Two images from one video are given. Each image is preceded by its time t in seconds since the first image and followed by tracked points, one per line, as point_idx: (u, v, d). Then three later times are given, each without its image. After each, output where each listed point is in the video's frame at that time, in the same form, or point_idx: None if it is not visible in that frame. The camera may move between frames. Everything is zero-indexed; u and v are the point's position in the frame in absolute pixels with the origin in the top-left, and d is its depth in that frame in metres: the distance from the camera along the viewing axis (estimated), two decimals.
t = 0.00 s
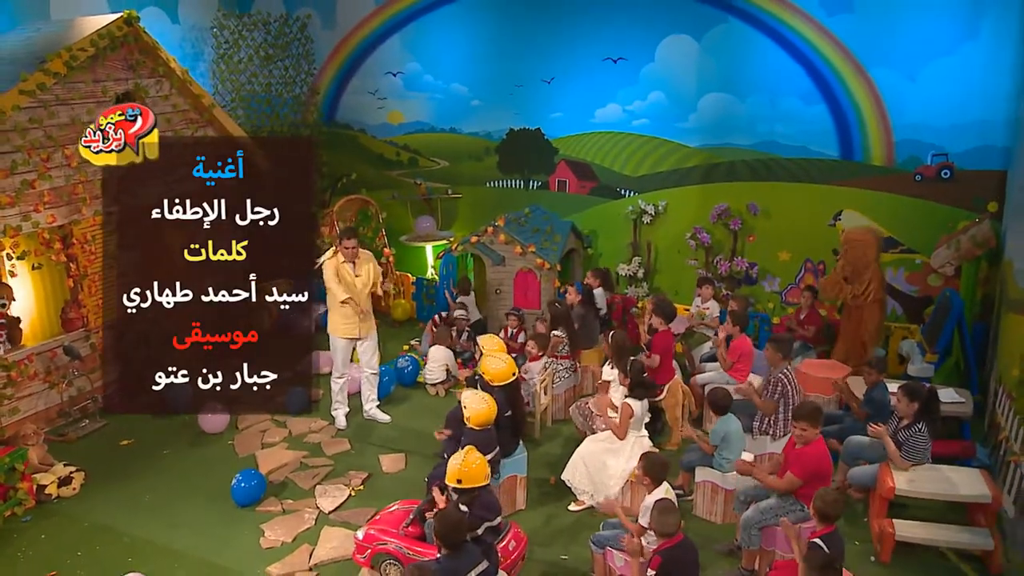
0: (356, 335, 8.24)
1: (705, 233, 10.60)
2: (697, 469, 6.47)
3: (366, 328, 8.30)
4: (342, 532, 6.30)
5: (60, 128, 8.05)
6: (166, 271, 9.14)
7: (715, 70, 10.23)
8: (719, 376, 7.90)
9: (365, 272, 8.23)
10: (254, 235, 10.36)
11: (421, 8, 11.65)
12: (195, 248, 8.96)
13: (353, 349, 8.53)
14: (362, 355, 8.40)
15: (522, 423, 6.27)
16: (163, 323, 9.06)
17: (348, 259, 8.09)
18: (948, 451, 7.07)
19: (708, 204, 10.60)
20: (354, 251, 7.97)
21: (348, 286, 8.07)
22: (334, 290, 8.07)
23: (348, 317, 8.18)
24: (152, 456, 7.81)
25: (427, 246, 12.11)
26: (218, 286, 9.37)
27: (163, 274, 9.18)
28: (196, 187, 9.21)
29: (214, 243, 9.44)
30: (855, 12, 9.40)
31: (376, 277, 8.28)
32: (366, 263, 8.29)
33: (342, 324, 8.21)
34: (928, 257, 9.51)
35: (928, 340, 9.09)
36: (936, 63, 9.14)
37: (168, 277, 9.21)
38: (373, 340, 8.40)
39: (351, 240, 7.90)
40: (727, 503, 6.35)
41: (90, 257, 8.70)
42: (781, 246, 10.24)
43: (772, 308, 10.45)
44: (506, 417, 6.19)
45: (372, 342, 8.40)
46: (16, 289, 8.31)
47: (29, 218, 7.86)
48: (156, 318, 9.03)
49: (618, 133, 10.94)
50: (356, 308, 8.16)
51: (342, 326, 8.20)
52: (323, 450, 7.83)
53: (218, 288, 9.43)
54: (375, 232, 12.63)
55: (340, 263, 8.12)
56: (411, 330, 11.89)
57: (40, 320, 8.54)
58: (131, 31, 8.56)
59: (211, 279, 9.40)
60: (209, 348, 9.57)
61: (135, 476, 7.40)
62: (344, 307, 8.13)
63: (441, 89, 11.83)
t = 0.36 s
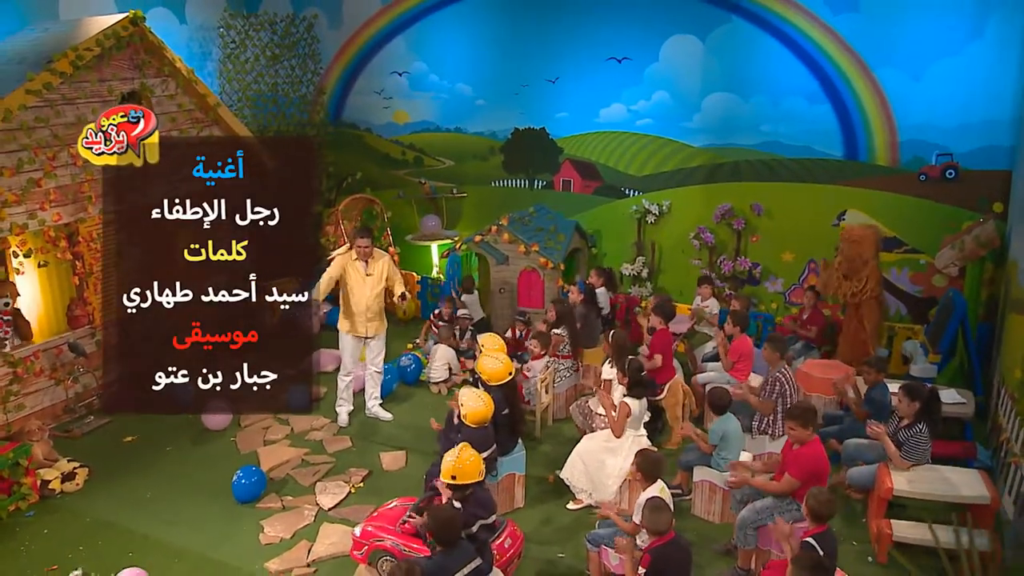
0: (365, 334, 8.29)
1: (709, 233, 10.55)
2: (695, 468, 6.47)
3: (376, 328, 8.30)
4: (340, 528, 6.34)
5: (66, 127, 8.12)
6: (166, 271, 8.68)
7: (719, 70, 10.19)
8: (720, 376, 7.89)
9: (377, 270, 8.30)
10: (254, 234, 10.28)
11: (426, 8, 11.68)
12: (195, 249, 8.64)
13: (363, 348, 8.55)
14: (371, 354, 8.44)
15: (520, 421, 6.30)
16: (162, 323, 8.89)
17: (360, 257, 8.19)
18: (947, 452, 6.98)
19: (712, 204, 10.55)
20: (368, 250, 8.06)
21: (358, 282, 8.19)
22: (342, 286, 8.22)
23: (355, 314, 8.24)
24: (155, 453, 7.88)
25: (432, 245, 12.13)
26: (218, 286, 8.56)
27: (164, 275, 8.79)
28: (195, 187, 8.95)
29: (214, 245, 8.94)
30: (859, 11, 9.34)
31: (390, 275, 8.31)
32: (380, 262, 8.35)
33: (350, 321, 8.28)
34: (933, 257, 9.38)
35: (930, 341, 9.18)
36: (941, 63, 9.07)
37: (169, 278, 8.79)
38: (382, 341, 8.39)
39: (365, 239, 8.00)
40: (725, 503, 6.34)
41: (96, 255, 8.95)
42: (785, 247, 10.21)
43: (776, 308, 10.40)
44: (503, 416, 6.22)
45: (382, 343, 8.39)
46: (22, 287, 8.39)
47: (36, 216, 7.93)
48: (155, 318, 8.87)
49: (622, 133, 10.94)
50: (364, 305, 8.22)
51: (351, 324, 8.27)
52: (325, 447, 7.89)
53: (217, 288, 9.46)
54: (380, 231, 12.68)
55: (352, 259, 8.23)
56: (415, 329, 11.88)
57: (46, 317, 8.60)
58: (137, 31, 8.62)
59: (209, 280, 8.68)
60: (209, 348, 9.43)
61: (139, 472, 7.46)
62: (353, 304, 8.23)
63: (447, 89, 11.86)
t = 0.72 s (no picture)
0: (368, 333, 8.32)
1: (712, 233, 10.52)
2: (692, 467, 6.48)
3: (377, 326, 8.37)
4: (339, 525, 6.40)
5: (72, 126, 8.18)
6: (166, 271, 9.00)
7: (722, 70, 10.15)
8: (720, 375, 7.90)
9: (380, 270, 8.30)
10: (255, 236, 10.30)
11: (430, 8, 11.70)
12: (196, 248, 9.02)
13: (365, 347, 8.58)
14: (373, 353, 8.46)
15: (518, 419, 6.32)
16: (162, 323, 9.05)
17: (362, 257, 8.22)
18: (945, 452, 6.90)
19: (715, 203, 10.52)
20: (372, 250, 8.11)
21: (359, 281, 8.22)
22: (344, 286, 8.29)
23: (356, 313, 8.25)
24: (158, 449, 7.95)
25: (437, 244, 12.17)
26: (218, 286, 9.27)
27: (163, 275, 9.05)
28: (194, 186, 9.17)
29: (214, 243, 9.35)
30: (862, 11, 9.27)
31: (392, 275, 8.33)
32: (381, 262, 8.35)
33: (352, 320, 8.30)
34: (936, 257, 9.33)
35: (934, 340, 9.09)
36: (945, 62, 9.01)
37: (169, 278, 9.06)
38: (384, 340, 8.46)
39: (369, 239, 8.04)
40: (723, 501, 6.35)
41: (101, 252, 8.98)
42: (787, 247, 10.18)
43: (779, 308, 10.33)
44: (501, 414, 6.25)
45: (383, 342, 8.45)
46: (29, 285, 8.38)
47: (41, 215, 8.01)
48: (156, 318, 9.06)
49: (626, 132, 10.92)
50: (366, 305, 8.23)
51: (354, 323, 8.30)
52: (325, 445, 7.93)
53: (217, 287, 9.42)
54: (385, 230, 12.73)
55: (354, 260, 8.27)
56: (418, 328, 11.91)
57: (53, 313, 8.60)
58: (142, 31, 8.68)
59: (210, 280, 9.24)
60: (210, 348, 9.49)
61: (142, 468, 7.54)
62: (355, 303, 8.26)
63: (451, 88, 11.89)
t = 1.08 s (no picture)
0: (366, 336, 8.28)
1: (716, 233, 10.49)
2: (692, 467, 6.48)
3: (375, 328, 8.35)
4: (339, 522, 6.45)
5: (79, 126, 8.25)
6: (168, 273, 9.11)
7: (727, 70, 10.09)
8: (721, 375, 7.91)
9: (373, 271, 8.30)
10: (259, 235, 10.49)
11: (438, 8, 11.72)
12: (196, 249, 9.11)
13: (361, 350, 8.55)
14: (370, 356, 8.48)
15: (518, 416, 6.36)
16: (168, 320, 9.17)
17: (355, 259, 8.17)
18: (944, 454, 6.80)
19: (720, 203, 10.48)
20: (363, 249, 8.07)
21: (355, 285, 8.15)
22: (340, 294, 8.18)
23: (358, 316, 8.19)
24: (162, 446, 8.03)
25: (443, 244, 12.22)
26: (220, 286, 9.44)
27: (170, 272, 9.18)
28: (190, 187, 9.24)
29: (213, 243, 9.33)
30: (868, 10, 9.15)
31: (384, 275, 8.35)
32: (373, 263, 8.34)
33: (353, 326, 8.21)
34: (941, 258, 9.23)
35: (936, 341, 8.96)
36: (951, 61, 8.85)
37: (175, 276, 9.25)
38: (381, 340, 8.47)
39: (360, 238, 7.99)
40: (721, 502, 6.35)
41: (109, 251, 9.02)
42: (791, 247, 10.10)
43: (783, 309, 10.26)
44: (500, 413, 6.30)
45: (380, 342, 8.47)
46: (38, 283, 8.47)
47: (49, 213, 8.09)
48: (163, 317, 9.24)
49: (631, 132, 10.89)
50: (365, 308, 8.21)
51: (352, 328, 8.22)
52: (327, 443, 7.99)
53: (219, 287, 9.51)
54: (391, 229, 12.79)
55: (348, 264, 8.18)
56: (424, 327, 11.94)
57: (61, 311, 8.67)
58: (150, 31, 8.75)
59: (212, 280, 9.44)
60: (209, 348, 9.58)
61: (146, 464, 7.63)
62: (352, 307, 8.18)
63: (458, 88, 11.92)
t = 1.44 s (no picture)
0: (358, 338, 8.28)
1: (721, 235, 10.46)
2: (692, 468, 6.49)
3: (366, 330, 8.39)
4: (341, 520, 6.52)
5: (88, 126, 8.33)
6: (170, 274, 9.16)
7: (733, 72, 10.06)
8: (725, 379, 7.73)
9: (361, 273, 8.34)
10: (255, 237, 8.84)
11: (445, 9, 11.75)
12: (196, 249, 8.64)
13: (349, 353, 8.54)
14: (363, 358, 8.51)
15: (520, 416, 6.37)
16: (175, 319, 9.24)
17: (346, 261, 8.15)
18: (947, 458, 6.76)
19: (724, 205, 10.47)
20: (352, 250, 8.07)
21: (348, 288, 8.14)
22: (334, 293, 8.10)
23: (352, 318, 8.18)
24: (168, 443, 8.12)
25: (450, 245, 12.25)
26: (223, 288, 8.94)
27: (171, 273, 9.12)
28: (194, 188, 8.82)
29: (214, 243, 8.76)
30: (873, 12, 9.09)
31: (371, 278, 8.40)
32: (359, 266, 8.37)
33: (343, 329, 8.18)
34: (946, 261, 9.18)
35: (940, 344, 9.03)
36: (957, 63, 8.78)
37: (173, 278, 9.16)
38: (374, 341, 8.53)
39: (349, 239, 8.01)
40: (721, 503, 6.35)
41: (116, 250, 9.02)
42: (797, 249, 10.05)
43: (788, 311, 10.24)
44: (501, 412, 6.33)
45: (374, 344, 8.53)
46: (48, 282, 8.67)
47: (58, 213, 8.21)
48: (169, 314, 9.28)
49: (638, 134, 10.89)
50: (358, 311, 8.23)
51: (343, 332, 8.16)
52: (331, 442, 8.04)
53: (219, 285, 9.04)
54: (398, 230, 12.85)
55: (339, 267, 8.13)
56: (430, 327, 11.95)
57: (71, 311, 8.89)
58: (158, 33, 8.83)
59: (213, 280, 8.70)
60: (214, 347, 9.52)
61: (152, 461, 7.72)
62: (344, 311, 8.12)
63: (465, 90, 11.95)
